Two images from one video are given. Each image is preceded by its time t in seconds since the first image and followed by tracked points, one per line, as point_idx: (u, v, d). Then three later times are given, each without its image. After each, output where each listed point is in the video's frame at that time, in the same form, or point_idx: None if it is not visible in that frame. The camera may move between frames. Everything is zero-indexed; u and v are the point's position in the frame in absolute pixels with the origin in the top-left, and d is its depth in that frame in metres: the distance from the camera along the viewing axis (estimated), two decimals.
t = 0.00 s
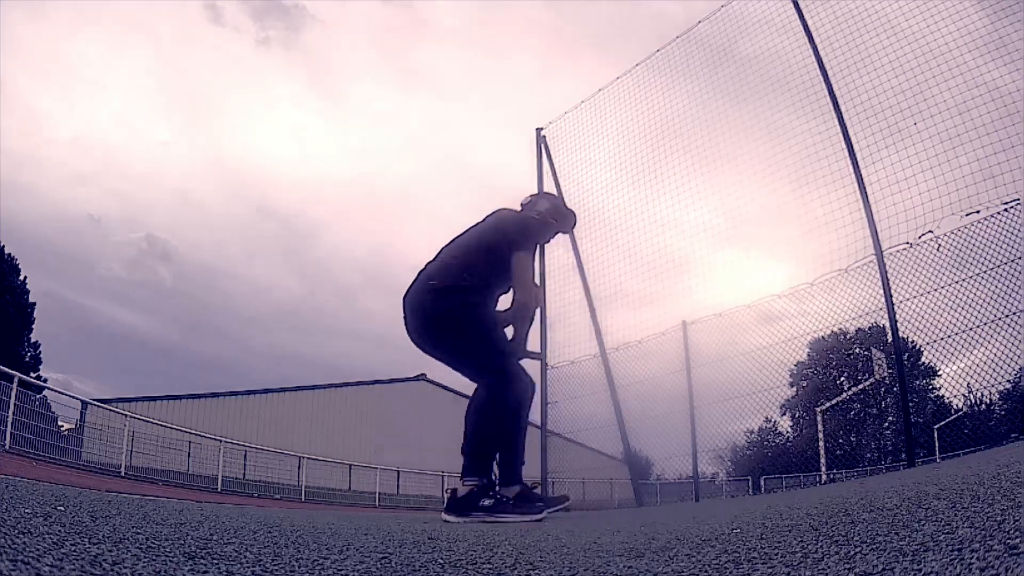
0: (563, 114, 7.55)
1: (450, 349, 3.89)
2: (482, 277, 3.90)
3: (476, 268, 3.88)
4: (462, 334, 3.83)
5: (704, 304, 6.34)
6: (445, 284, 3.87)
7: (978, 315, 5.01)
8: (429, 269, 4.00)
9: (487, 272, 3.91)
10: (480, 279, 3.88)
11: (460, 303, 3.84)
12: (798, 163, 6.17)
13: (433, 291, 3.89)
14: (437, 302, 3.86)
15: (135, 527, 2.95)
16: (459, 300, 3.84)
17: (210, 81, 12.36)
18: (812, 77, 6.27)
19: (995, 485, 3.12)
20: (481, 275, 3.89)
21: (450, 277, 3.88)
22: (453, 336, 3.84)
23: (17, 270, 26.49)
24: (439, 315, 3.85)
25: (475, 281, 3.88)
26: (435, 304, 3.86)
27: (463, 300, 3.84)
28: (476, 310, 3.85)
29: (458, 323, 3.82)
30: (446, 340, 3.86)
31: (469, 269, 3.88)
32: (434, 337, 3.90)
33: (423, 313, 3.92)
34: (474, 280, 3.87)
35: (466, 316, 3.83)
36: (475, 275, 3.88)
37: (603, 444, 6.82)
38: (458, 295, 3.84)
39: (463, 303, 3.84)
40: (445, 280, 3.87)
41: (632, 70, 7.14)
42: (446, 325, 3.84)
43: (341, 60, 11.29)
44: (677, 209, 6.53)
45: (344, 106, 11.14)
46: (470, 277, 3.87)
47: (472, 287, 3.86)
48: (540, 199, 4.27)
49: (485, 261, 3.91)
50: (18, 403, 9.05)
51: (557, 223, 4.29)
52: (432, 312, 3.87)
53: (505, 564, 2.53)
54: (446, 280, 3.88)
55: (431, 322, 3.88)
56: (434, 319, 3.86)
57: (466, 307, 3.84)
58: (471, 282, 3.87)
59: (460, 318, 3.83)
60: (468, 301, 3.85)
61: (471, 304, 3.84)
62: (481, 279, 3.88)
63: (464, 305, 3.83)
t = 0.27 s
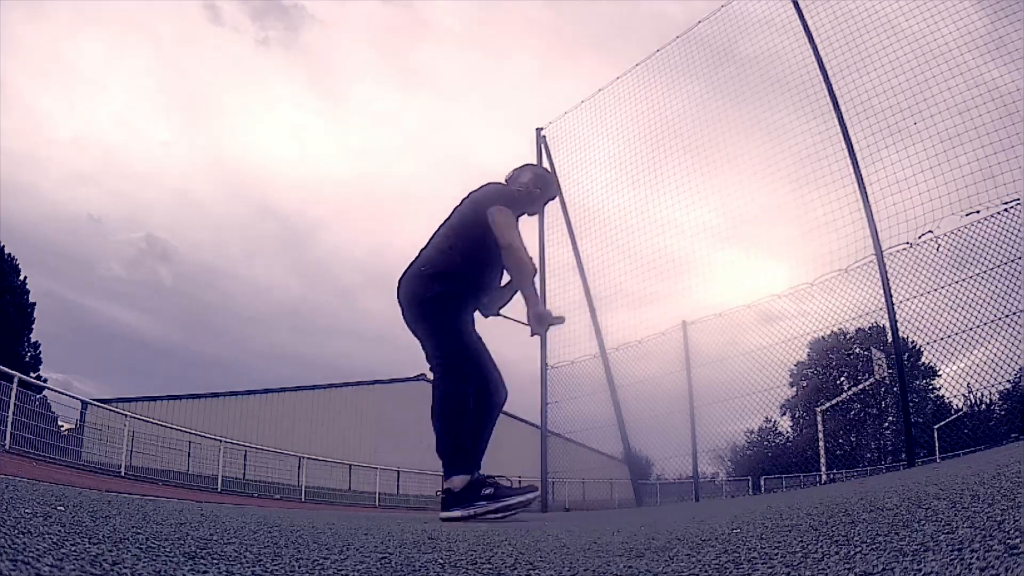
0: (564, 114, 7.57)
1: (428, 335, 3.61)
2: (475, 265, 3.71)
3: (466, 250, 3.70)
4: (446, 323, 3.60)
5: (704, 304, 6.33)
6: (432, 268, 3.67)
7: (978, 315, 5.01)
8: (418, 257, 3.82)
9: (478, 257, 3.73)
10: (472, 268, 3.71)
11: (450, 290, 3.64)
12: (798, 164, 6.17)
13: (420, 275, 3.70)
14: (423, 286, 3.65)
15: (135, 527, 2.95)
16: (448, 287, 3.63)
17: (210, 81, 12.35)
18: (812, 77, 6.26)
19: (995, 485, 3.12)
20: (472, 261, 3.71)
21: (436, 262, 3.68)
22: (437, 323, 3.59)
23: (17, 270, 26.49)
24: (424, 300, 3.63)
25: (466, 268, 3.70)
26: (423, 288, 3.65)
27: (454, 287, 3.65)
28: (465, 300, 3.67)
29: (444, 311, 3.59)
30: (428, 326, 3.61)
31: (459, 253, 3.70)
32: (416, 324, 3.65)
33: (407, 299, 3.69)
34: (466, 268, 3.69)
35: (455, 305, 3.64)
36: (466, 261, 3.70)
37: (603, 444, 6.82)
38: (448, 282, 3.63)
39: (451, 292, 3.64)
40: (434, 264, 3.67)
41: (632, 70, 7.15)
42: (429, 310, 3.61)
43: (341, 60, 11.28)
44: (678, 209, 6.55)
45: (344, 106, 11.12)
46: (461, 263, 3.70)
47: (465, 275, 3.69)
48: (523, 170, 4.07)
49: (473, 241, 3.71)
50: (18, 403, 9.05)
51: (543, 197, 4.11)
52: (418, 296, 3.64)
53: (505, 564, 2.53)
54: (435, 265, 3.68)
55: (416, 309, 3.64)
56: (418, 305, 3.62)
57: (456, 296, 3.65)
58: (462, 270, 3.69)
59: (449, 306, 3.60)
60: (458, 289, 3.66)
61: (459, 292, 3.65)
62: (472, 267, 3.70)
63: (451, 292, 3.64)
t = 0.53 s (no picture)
0: (564, 114, 7.58)
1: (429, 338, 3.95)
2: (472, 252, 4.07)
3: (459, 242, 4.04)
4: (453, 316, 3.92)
5: (701, 303, 6.36)
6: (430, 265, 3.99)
7: (978, 315, 5.01)
8: (415, 256, 4.11)
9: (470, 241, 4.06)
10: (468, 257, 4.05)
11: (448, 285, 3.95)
12: (799, 164, 6.18)
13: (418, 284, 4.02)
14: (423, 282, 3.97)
15: (135, 527, 2.95)
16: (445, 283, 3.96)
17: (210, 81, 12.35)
18: (812, 76, 6.26)
19: (995, 485, 3.12)
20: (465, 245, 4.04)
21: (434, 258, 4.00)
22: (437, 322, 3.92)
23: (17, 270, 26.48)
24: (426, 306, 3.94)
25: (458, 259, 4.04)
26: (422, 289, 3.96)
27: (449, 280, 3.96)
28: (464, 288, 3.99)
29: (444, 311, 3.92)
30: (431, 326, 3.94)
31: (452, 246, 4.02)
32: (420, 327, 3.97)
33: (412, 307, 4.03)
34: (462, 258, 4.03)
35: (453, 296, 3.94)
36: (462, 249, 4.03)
37: (603, 444, 6.82)
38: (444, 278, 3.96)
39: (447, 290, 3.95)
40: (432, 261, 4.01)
41: (632, 70, 7.15)
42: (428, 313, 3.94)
43: (341, 60, 11.29)
44: (677, 209, 6.56)
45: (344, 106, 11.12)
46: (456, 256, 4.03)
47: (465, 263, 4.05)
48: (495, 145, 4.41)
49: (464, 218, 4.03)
50: (18, 403, 9.04)
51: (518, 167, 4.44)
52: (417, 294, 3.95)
53: (505, 564, 2.53)
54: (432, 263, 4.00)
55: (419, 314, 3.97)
56: (423, 302, 3.92)
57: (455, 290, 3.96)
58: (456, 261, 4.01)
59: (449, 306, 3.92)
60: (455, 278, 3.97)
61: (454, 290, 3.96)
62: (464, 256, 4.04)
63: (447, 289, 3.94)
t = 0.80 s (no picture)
0: (563, 114, 7.58)
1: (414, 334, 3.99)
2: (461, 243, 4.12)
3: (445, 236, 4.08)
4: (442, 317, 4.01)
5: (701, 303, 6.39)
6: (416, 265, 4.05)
7: (978, 315, 5.01)
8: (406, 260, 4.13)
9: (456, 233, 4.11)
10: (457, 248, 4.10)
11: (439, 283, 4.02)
12: (799, 164, 6.20)
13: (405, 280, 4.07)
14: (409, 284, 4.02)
15: (135, 527, 2.95)
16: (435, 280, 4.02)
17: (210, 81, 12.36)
18: (812, 76, 6.26)
19: (995, 485, 3.12)
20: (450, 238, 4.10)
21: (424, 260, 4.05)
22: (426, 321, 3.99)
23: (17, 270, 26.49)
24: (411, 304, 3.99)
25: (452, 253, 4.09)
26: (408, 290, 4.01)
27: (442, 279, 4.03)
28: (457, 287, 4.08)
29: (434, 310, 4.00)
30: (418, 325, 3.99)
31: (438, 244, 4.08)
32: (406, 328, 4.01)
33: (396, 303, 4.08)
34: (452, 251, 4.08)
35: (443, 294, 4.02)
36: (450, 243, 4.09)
37: (603, 444, 6.82)
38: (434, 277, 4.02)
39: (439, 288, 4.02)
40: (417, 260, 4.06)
41: (632, 70, 7.15)
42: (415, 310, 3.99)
43: (341, 59, 11.30)
44: (677, 209, 6.56)
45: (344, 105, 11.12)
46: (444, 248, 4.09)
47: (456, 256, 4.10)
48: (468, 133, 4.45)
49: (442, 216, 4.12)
50: (18, 403, 9.05)
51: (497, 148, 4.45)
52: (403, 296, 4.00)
53: (505, 564, 2.53)
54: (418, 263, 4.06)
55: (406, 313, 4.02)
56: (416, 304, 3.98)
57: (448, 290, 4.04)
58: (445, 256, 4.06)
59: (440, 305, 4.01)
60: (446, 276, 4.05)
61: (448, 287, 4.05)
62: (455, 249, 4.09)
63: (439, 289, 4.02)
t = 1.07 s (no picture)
0: (563, 114, 7.58)
1: (406, 331, 4.00)
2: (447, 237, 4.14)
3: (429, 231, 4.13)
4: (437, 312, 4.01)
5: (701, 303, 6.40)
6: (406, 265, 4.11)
7: (978, 316, 5.02)
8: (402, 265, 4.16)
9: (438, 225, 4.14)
10: (445, 244, 4.12)
11: (432, 282, 4.03)
12: (799, 164, 6.21)
13: (399, 280, 4.10)
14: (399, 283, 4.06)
15: (135, 527, 2.95)
16: (427, 279, 4.03)
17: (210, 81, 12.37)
18: (812, 76, 6.26)
19: (995, 485, 3.12)
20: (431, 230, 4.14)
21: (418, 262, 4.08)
22: (421, 321, 3.99)
23: (16, 270, 26.48)
24: (404, 304, 4.01)
25: (443, 251, 4.10)
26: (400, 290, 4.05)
27: (435, 278, 4.03)
28: (454, 285, 4.05)
29: (428, 310, 3.99)
30: (411, 324, 3.99)
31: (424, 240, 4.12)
32: (397, 327, 4.03)
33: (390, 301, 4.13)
34: (441, 247, 4.11)
35: (435, 292, 4.01)
36: (432, 235, 4.12)
37: (604, 444, 6.81)
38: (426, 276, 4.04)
39: (433, 287, 4.02)
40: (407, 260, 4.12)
41: (631, 70, 7.14)
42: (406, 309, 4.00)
43: (341, 59, 11.31)
44: (677, 209, 6.56)
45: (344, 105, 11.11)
46: (433, 244, 4.11)
47: (446, 252, 4.11)
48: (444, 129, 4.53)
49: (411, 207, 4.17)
50: (18, 403, 9.05)
51: (470, 134, 4.45)
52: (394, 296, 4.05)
53: (505, 564, 2.53)
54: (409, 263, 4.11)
55: (399, 312, 4.04)
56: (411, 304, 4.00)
57: (444, 289, 4.02)
58: (433, 254, 4.09)
59: (435, 305, 3.99)
60: (439, 274, 4.04)
61: (445, 285, 4.03)
62: (443, 246, 4.11)
63: (434, 288, 4.01)
